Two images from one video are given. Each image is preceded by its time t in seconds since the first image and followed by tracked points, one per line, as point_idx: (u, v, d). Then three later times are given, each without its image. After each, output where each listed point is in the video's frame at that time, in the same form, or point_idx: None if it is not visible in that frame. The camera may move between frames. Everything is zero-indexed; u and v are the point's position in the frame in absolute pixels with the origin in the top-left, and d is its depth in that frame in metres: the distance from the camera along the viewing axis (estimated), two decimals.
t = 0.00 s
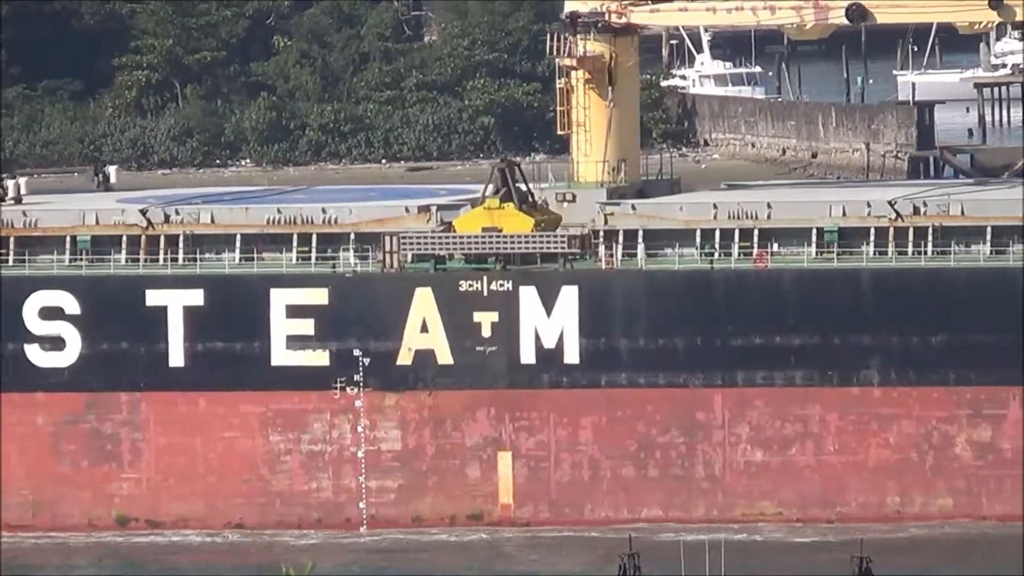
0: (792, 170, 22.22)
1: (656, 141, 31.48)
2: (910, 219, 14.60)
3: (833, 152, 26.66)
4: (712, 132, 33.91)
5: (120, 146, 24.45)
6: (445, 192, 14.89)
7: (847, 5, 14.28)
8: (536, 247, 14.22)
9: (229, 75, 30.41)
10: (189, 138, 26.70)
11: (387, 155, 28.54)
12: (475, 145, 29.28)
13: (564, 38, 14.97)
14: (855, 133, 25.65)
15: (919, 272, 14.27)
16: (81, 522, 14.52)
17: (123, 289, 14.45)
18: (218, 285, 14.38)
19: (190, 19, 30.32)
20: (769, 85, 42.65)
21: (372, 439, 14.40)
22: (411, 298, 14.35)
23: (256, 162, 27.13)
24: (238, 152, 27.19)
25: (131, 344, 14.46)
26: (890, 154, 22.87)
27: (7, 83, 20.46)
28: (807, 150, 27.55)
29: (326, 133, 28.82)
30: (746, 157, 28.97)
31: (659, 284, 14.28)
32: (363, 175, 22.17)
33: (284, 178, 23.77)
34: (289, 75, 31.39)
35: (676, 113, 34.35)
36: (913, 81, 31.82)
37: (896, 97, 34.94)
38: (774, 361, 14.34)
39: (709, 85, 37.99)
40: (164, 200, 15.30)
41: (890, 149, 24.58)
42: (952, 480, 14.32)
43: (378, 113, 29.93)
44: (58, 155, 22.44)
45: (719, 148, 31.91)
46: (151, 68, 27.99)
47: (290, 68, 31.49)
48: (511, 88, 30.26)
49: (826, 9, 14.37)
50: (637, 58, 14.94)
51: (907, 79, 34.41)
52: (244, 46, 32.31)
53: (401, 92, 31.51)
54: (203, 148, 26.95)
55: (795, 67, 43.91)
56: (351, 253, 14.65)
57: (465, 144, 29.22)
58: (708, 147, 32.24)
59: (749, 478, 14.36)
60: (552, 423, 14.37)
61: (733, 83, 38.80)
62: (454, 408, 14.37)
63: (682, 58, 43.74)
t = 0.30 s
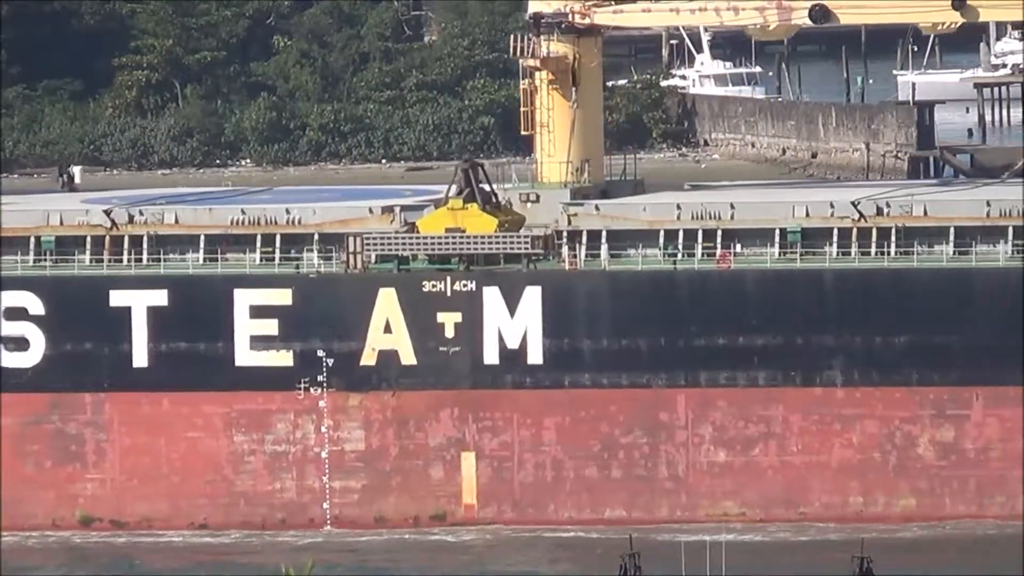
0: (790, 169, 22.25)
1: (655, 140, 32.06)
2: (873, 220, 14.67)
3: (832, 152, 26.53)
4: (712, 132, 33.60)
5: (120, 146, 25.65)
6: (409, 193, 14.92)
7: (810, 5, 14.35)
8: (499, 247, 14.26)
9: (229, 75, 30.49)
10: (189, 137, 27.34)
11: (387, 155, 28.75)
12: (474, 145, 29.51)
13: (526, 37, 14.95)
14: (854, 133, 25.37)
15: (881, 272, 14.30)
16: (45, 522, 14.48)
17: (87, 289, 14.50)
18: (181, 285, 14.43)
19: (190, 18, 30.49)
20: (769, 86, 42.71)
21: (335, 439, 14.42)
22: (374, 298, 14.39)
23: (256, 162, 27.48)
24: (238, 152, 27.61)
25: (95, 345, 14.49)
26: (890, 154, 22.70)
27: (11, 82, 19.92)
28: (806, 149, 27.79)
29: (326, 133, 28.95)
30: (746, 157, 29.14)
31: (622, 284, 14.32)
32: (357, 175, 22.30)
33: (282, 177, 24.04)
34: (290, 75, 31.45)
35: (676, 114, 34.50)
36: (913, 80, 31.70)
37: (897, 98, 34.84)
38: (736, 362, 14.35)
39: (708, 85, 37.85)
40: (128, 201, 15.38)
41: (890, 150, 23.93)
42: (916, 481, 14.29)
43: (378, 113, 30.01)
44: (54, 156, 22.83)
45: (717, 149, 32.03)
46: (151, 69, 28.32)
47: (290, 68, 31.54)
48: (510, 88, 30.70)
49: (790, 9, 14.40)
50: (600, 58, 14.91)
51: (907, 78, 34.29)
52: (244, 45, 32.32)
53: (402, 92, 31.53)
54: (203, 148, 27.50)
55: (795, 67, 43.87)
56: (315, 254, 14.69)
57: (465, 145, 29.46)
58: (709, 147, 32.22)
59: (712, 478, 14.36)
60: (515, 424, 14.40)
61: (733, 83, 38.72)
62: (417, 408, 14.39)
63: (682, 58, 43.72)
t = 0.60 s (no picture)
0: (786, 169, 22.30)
1: (657, 141, 31.99)
2: (836, 220, 14.66)
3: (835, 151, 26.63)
4: (712, 131, 34.04)
5: (120, 145, 25.40)
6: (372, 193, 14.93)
7: (773, 6, 14.37)
8: (462, 248, 14.26)
9: (229, 75, 29.50)
10: (189, 137, 26.93)
11: (387, 154, 27.75)
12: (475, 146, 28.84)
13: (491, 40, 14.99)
14: (855, 132, 26.08)
15: (844, 273, 14.30)
16: (9, 523, 14.58)
17: (51, 289, 14.52)
18: (144, 285, 14.47)
19: (189, 17, 29.27)
20: (768, 85, 42.43)
21: (299, 440, 14.43)
22: (337, 298, 14.42)
23: (256, 162, 27.08)
24: (238, 152, 27.23)
25: (59, 345, 14.53)
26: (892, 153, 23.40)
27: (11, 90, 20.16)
28: (806, 149, 28.74)
29: (326, 133, 28.33)
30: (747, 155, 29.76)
31: (586, 285, 14.34)
32: (357, 176, 22.39)
33: (282, 177, 23.71)
34: (289, 75, 30.21)
35: (675, 114, 34.43)
36: (912, 80, 31.70)
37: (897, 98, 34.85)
38: (700, 362, 14.36)
39: (709, 85, 37.78)
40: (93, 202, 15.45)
41: (890, 148, 24.65)
42: (878, 481, 14.35)
43: (379, 113, 29.06)
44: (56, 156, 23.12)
45: (718, 148, 32.47)
46: (151, 69, 27.45)
47: (290, 68, 30.26)
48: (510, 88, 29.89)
49: (753, 10, 14.42)
50: (565, 60, 14.93)
51: (907, 77, 34.29)
52: (243, 44, 30.85)
53: (402, 92, 30.33)
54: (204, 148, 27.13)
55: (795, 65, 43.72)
56: (279, 254, 14.72)
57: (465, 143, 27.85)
58: (708, 147, 32.28)
59: (675, 478, 14.39)
60: (479, 424, 14.41)
61: (733, 82, 38.69)
62: (381, 408, 14.41)
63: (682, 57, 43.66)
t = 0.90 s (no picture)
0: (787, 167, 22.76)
1: (657, 141, 33.24)
2: (799, 221, 14.69)
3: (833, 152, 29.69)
4: (712, 131, 35.40)
5: (119, 145, 27.23)
6: (336, 193, 14.92)
7: (737, 7, 14.36)
8: (425, 249, 14.31)
9: (229, 74, 30.52)
10: (189, 137, 28.43)
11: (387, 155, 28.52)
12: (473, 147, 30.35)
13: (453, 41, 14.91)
14: (856, 132, 28.94)
15: (808, 274, 14.30)
16: None
17: (14, 289, 14.55)
18: (107, 286, 14.49)
19: (189, 17, 30.35)
20: (768, 85, 42.82)
21: (263, 441, 14.45)
22: (301, 299, 14.42)
23: (256, 162, 28.46)
24: (238, 152, 28.58)
25: (22, 346, 14.53)
26: (891, 154, 26.28)
27: None
28: (807, 150, 30.91)
29: (325, 132, 29.06)
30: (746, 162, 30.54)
31: (549, 285, 14.35)
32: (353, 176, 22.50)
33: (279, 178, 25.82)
34: (289, 75, 31.12)
35: (676, 114, 35.44)
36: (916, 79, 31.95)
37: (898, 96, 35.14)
38: (663, 363, 14.37)
39: (708, 86, 38.24)
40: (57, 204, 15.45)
41: (889, 148, 27.15)
42: (841, 481, 14.37)
43: (380, 113, 29.64)
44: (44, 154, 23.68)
45: (718, 147, 34.25)
46: (151, 68, 29.07)
47: (290, 68, 31.19)
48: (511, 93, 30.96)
49: (717, 11, 14.41)
50: (528, 60, 14.91)
51: (908, 77, 34.56)
52: (242, 44, 31.64)
53: (402, 92, 30.24)
54: (203, 148, 28.54)
55: (794, 65, 43.84)
56: (243, 255, 14.74)
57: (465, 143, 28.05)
58: (707, 147, 33.90)
59: (639, 479, 14.40)
60: (442, 424, 14.41)
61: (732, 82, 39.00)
62: (344, 409, 14.42)
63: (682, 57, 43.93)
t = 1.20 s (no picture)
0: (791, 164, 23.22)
1: (657, 140, 36.02)
2: (762, 221, 14.70)
3: (833, 152, 31.56)
4: (712, 131, 38.34)
5: (120, 145, 29.28)
6: (300, 194, 14.93)
7: (700, 7, 14.39)
8: (389, 250, 14.32)
9: (229, 75, 33.61)
10: (189, 137, 31.27)
11: (387, 155, 30.69)
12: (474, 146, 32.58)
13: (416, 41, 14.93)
14: (857, 132, 30.26)
15: (771, 275, 14.31)
16: None
17: None
18: (71, 285, 14.50)
19: (189, 18, 33.34)
20: (768, 86, 44.47)
21: (226, 441, 14.47)
22: (265, 300, 14.43)
23: (256, 161, 31.31)
24: (238, 152, 31.39)
25: None
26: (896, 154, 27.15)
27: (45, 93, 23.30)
28: (806, 149, 32.97)
29: (325, 132, 31.67)
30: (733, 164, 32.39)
31: (512, 286, 14.37)
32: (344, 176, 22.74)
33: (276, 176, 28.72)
34: (289, 74, 33.99)
35: (676, 113, 38.32)
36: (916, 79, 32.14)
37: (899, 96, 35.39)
38: (627, 364, 14.39)
39: (709, 85, 40.05)
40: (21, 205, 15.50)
41: (890, 148, 28.47)
42: (804, 482, 14.39)
43: (378, 112, 31.85)
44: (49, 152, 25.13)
45: (718, 147, 37.11)
46: (151, 68, 31.62)
47: (290, 68, 34.10)
48: (511, 88, 33.20)
49: (680, 11, 14.44)
50: (492, 60, 14.93)
51: (909, 77, 34.81)
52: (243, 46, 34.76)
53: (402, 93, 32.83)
54: (203, 147, 31.42)
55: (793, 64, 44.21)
56: (206, 255, 14.75)
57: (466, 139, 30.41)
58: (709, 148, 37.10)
59: (602, 479, 14.41)
60: (406, 425, 14.43)
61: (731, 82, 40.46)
62: (308, 409, 14.43)
63: (682, 57, 44.39)
